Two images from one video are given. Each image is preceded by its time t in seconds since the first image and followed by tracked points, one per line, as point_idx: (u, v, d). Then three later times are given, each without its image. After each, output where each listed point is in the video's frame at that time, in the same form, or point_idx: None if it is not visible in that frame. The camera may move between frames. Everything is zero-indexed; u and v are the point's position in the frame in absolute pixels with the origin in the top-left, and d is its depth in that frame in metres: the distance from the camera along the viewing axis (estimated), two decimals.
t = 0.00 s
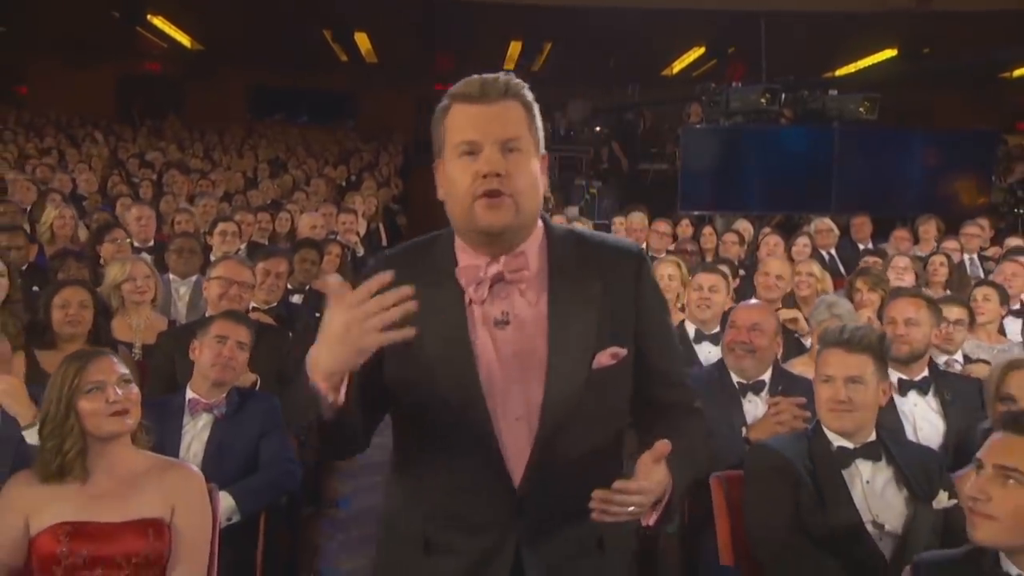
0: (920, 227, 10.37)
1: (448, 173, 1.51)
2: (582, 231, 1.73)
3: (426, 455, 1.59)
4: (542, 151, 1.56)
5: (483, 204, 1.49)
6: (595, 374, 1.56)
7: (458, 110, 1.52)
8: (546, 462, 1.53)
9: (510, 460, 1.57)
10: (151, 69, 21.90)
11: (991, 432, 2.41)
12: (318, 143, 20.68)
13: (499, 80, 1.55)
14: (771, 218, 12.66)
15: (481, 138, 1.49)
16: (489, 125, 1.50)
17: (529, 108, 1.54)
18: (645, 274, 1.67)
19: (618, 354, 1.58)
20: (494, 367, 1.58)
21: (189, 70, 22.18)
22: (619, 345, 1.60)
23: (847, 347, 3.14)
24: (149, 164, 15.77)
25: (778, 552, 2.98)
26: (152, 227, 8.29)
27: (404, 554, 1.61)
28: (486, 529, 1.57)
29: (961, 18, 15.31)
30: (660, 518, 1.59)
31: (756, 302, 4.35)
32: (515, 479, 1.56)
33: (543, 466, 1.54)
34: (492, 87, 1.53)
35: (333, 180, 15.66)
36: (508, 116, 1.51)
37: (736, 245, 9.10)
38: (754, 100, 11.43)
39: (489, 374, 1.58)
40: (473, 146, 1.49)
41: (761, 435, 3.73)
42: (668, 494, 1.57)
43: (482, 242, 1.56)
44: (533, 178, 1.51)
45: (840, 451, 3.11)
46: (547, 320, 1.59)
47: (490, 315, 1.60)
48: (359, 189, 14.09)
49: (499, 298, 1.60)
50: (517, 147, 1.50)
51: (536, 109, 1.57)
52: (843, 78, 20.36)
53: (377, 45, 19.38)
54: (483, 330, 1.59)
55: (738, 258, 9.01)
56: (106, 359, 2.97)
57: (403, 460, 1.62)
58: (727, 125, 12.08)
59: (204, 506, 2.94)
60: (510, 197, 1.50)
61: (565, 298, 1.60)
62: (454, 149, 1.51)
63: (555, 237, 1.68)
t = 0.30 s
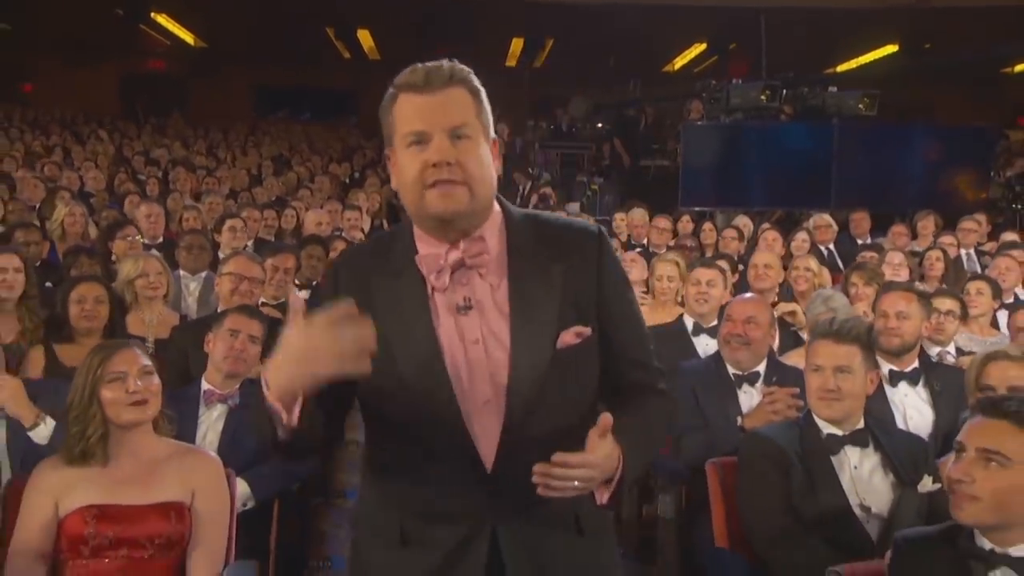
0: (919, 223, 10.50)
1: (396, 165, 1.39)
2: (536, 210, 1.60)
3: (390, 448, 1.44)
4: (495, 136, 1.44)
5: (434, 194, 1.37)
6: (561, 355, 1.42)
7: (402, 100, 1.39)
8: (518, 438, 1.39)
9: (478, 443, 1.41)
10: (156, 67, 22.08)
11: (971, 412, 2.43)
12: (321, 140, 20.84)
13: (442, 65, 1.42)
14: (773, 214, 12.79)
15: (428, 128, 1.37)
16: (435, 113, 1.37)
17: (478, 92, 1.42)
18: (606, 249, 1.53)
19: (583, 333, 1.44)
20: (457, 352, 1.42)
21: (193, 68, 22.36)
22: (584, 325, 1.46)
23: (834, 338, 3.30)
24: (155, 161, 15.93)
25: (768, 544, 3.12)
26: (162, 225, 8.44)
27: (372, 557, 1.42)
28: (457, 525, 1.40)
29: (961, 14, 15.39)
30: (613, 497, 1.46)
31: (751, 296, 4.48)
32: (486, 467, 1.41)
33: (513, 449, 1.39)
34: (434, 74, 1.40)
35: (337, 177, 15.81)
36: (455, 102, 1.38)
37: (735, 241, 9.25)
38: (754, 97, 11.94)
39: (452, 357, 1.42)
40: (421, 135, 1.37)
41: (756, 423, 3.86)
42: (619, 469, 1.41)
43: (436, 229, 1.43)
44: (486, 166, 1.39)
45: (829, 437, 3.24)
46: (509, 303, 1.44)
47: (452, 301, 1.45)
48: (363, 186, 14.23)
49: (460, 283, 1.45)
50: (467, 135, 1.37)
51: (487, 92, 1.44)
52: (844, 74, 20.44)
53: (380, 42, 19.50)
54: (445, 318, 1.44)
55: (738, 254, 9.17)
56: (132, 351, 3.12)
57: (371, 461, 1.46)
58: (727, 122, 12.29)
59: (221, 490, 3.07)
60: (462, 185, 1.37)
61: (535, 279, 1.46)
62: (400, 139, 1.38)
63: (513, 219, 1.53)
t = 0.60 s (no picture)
0: (918, 217, 10.62)
1: (385, 161, 1.42)
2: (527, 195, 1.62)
3: (390, 430, 1.49)
4: (478, 126, 1.46)
5: (423, 187, 1.40)
6: (548, 332, 1.45)
7: (388, 96, 1.41)
8: (508, 416, 1.42)
9: (469, 420, 1.45)
10: (160, 63, 22.28)
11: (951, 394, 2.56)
12: (324, 135, 20.99)
13: (423, 59, 1.45)
14: (773, 208, 12.93)
15: (412, 123, 1.39)
16: (420, 108, 1.39)
17: (460, 85, 1.44)
18: (593, 230, 1.56)
19: (568, 311, 1.46)
20: (450, 334, 1.46)
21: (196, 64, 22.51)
22: (570, 302, 1.49)
23: (824, 327, 3.47)
24: (160, 156, 16.09)
25: (764, 519, 3.28)
26: (172, 219, 8.61)
27: (379, 529, 1.48)
28: (455, 498, 1.46)
29: (961, 9, 15.48)
30: (602, 463, 1.48)
31: (749, 286, 4.64)
32: (478, 440, 1.45)
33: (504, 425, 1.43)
34: (417, 69, 1.43)
35: (341, 172, 15.97)
36: (437, 97, 1.41)
37: (736, 235, 9.38)
38: (755, 93, 11.88)
39: (444, 337, 1.46)
40: (406, 130, 1.40)
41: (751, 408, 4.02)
42: (604, 437, 1.44)
43: (425, 221, 1.46)
44: (470, 160, 1.42)
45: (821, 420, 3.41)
46: (496, 285, 1.47)
47: (443, 285, 1.48)
48: (367, 181, 14.39)
49: (450, 267, 1.49)
50: (450, 129, 1.40)
51: (468, 85, 1.47)
52: (845, 69, 20.53)
53: (383, 38, 19.62)
54: (437, 302, 1.47)
55: (738, 248, 9.30)
56: (158, 338, 3.26)
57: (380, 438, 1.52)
58: (727, 117, 12.42)
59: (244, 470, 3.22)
60: (449, 178, 1.41)
61: (527, 262, 1.50)
62: (387, 134, 1.41)
63: (502, 206, 1.55)
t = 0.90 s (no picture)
0: (915, 212, 10.73)
1: (399, 152, 1.43)
2: (541, 195, 1.62)
3: (394, 415, 1.50)
4: (492, 122, 1.46)
5: (433, 176, 1.40)
6: (548, 325, 1.44)
7: (406, 90, 1.42)
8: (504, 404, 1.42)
9: (467, 408, 1.45)
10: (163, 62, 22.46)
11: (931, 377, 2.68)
12: (327, 132, 21.11)
13: (441, 55, 1.45)
14: (773, 204, 13.03)
15: (427, 115, 1.40)
16: (435, 100, 1.40)
17: (476, 82, 1.44)
18: (600, 229, 1.55)
19: (569, 305, 1.45)
20: (454, 323, 1.46)
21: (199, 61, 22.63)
22: (572, 297, 1.48)
23: (816, 316, 3.60)
24: (165, 153, 16.22)
25: (755, 502, 3.39)
26: (179, 216, 8.75)
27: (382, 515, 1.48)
28: (454, 481, 1.45)
29: (961, 5, 15.55)
30: (591, 453, 1.44)
31: (744, 278, 4.76)
32: (475, 427, 1.45)
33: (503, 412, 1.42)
34: (434, 64, 1.43)
35: (344, 169, 16.12)
36: (452, 90, 1.41)
37: (734, 230, 9.49)
38: (755, 89, 12.05)
39: (448, 327, 1.46)
40: (420, 122, 1.40)
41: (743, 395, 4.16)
42: (592, 428, 1.41)
43: (435, 209, 1.46)
44: (482, 152, 1.42)
45: (809, 405, 3.55)
46: (500, 276, 1.47)
47: (448, 276, 1.48)
48: (370, 178, 14.53)
49: (458, 258, 1.49)
50: (464, 122, 1.40)
51: (484, 83, 1.47)
52: (846, 65, 20.59)
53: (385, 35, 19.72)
54: (442, 291, 1.48)
55: (737, 243, 9.44)
56: (173, 327, 3.40)
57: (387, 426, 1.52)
58: (727, 113, 12.50)
59: (257, 453, 3.36)
60: (460, 168, 1.41)
61: (529, 256, 1.49)
62: (403, 126, 1.42)
63: (512, 204, 1.54)
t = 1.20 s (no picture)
0: (918, 209, 10.83)
1: (452, 154, 1.48)
2: (582, 213, 1.66)
3: (412, 428, 1.56)
4: (543, 135, 1.52)
5: (483, 183, 1.45)
6: (573, 342, 1.48)
7: (463, 94, 1.48)
8: (519, 425, 1.47)
9: (483, 421, 1.50)
10: (173, 62, 22.68)
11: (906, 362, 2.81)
12: (336, 132, 21.28)
13: (502, 64, 1.51)
14: (779, 202, 13.11)
15: (483, 122, 1.46)
16: (493, 108, 1.46)
17: (532, 94, 1.50)
18: (640, 254, 1.58)
19: (597, 327, 1.49)
20: (478, 334, 1.51)
21: (209, 62, 22.84)
22: (601, 319, 1.51)
23: (806, 307, 3.71)
24: (175, 154, 16.40)
25: (744, 485, 3.53)
26: (190, 214, 8.92)
27: (397, 516, 1.56)
28: (465, 490, 1.51)
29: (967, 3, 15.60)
30: (601, 482, 1.46)
31: (741, 273, 4.89)
32: (488, 437, 1.50)
33: (516, 430, 1.47)
34: (492, 72, 1.49)
35: (352, 168, 16.27)
36: (509, 100, 1.47)
37: (737, 227, 9.59)
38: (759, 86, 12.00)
39: (472, 341, 1.51)
40: (476, 127, 1.46)
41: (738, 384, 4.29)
42: (604, 455, 1.43)
43: (481, 217, 1.50)
44: (532, 163, 1.47)
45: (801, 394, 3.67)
46: (532, 292, 1.52)
47: (481, 285, 1.53)
48: (378, 177, 14.67)
49: (494, 269, 1.54)
50: (519, 131, 1.46)
51: (539, 95, 1.53)
52: (853, 62, 20.62)
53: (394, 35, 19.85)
54: (472, 301, 1.53)
55: (739, 240, 9.54)
56: (187, 320, 3.54)
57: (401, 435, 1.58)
58: (732, 111, 12.55)
59: (267, 438, 3.50)
60: (510, 177, 1.46)
61: (558, 275, 1.53)
62: (458, 129, 1.47)
63: (553, 218, 1.59)
